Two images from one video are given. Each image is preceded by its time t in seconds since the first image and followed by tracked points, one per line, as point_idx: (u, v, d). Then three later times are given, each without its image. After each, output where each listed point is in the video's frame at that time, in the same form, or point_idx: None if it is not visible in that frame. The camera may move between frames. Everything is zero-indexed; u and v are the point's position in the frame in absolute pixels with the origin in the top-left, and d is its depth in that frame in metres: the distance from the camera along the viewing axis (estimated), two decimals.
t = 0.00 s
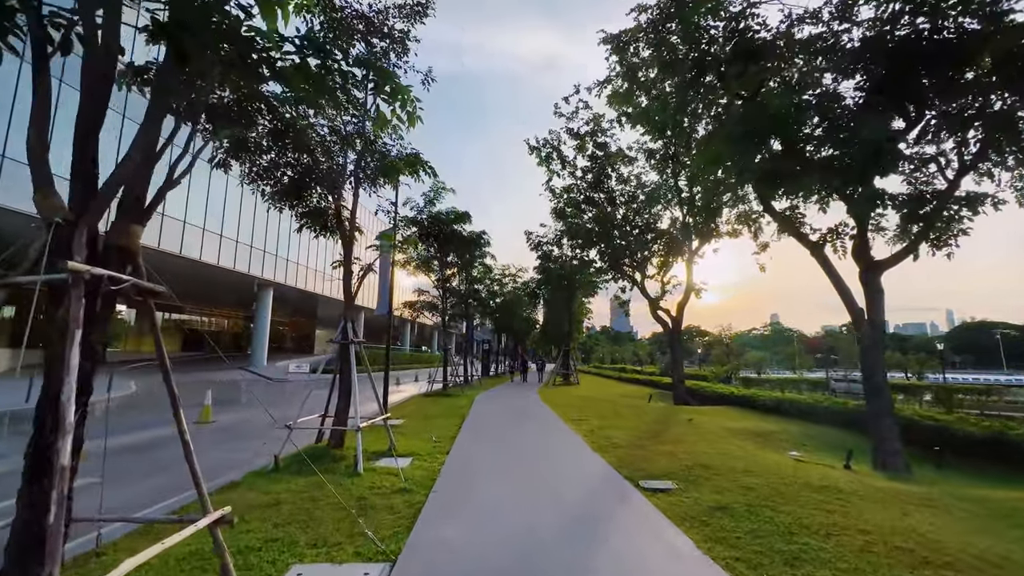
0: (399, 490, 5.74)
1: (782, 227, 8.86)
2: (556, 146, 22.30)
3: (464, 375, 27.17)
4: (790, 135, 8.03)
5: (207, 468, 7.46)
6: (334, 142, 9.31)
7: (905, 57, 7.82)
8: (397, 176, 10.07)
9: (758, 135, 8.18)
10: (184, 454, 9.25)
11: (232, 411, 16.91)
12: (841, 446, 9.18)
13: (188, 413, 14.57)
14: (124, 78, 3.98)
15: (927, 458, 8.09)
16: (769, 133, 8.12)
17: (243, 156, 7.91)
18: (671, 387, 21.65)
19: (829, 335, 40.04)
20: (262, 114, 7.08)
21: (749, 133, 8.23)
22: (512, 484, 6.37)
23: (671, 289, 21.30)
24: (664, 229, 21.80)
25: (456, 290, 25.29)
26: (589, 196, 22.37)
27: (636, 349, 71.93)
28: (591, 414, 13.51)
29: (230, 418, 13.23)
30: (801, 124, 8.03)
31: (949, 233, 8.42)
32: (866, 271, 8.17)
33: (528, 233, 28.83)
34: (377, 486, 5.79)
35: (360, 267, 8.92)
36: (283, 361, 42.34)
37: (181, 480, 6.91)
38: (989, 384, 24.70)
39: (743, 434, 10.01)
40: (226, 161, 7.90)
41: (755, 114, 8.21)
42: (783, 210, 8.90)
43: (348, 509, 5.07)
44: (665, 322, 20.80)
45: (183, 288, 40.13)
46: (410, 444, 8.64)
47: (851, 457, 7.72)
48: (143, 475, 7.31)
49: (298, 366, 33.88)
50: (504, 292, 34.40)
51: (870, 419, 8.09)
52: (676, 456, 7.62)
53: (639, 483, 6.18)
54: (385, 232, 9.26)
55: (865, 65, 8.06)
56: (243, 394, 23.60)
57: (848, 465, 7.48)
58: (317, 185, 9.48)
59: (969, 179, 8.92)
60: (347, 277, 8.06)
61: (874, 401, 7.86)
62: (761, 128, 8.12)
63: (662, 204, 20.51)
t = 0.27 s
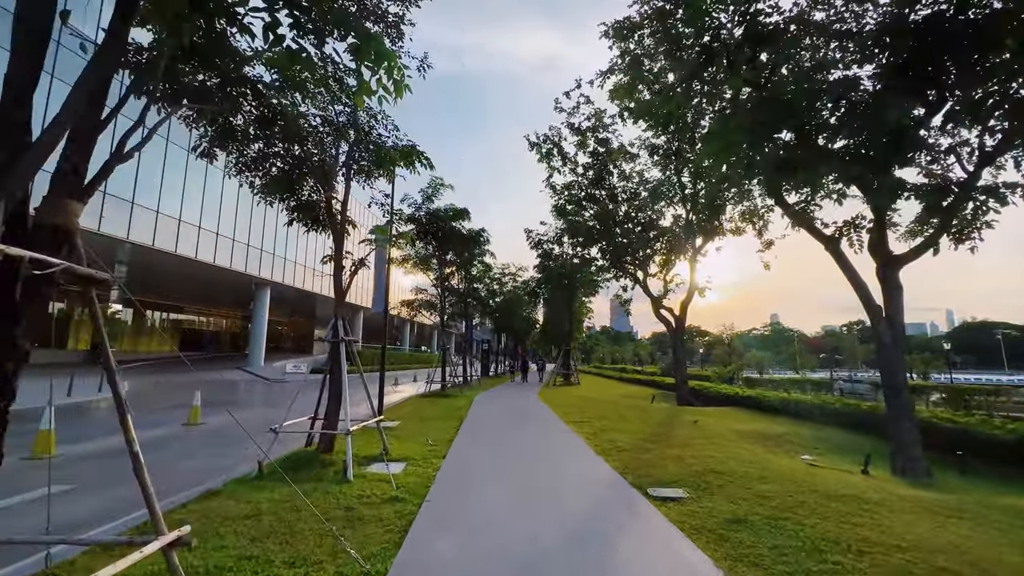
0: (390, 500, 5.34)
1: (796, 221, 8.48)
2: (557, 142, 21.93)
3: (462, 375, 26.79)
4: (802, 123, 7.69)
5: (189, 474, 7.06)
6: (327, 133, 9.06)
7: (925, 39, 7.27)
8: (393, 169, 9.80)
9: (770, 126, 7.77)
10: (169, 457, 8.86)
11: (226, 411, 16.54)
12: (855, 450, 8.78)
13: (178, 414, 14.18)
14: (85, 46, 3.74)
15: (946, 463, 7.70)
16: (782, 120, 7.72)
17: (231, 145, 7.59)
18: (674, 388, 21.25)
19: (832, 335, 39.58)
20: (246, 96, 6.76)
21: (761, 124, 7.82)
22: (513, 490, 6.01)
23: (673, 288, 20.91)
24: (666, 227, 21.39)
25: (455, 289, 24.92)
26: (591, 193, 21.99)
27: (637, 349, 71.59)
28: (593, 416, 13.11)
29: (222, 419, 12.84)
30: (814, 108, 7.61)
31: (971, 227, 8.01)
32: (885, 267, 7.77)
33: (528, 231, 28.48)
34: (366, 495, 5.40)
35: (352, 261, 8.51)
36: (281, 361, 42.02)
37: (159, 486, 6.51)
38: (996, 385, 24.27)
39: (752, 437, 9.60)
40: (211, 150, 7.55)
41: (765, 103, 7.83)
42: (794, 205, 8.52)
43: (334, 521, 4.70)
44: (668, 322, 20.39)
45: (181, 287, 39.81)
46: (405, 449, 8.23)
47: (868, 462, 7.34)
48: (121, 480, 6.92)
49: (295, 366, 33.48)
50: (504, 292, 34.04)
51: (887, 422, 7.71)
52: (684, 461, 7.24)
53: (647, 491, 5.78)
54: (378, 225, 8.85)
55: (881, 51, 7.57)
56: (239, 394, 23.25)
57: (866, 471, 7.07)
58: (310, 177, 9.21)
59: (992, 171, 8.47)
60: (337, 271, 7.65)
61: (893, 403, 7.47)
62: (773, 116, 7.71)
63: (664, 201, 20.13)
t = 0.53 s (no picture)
0: (381, 511, 4.92)
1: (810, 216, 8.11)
2: (558, 138, 21.56)
3: (462, 376, 26.45)
4: (817, 112, 7.12)
5: (172, 480, 6.71)
6: (320, 124, 8.78)
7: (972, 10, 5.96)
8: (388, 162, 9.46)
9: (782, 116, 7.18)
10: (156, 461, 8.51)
11: (220, 411, 16.20)
12: (869, 454, 8.41)
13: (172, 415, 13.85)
14: None
15: (967, 469, 7.33)
16: (796, 109, 7.17)
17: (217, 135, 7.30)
18: (677, 388, 20.85)
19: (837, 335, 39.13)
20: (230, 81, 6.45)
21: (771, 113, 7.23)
22: (516, 502, 5.64)
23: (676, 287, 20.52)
24: (669, 225, 20.99)
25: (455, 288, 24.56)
26: (592, 190, 21.65)
27: (638, 349, 71.27)
28: (595, 417, 12.74)
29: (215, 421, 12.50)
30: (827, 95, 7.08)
31: (998, 222, 7.56)
32: (904, 263, 7.37)
33: (528, 229, 28.15)
34: (354, 507, 5.01)
35: (344, 256, 8.11)
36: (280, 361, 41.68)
37: (137, 494, 6.15)
38: (1003, 385, 23.91)
39: (761, 441, 9.23)
40: (196, 140, 7.21)
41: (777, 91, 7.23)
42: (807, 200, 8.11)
43: (319, 538, 4.29)
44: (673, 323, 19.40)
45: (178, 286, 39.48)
46: (399, 453, 7.84)
47: (890, 469, 6.93)
48: (99, 487, 6.56)
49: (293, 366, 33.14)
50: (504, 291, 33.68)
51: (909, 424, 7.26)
52: (695, 468, 6.79)
53: (657, 501, 5.39)
54: (372, 219, 8.46)
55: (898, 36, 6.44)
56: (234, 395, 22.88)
57: (885, 477, 6.70)
58: (302, 170, 8.87)
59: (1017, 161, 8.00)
60: (327, 267, 7.26)
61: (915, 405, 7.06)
62: (784, 106, 7.13)
63: (668, 197, 19.74)
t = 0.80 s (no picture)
0: (367, 523, 4.52)
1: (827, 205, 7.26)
2: (558, 134, 21.16)
3: (461, 375, 26.10)
4: (836, 94, 5.84)
5: (149, 486, 6.32)
6: (311, 114, 8.56)
7: None
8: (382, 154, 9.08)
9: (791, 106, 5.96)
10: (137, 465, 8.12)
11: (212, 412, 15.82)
12: (885, 457, 8.03)
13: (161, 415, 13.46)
14: None
15: (992, 474, 6.95)
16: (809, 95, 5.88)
17: (203, 123, 7.09)
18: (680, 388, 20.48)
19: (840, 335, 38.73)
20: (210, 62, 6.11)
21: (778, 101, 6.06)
22: (517, 513, 5.23)
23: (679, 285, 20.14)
24: (671, 223, 20.56)
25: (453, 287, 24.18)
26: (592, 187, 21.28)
27: (639, 349, 70.91)
28: (598, 419, 12.36)
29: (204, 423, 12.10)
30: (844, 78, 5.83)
31: None
32: (925, 257, 6.98)
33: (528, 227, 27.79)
34: (338, 518, 4.62)
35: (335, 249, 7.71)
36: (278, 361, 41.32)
37: (110, 501, 5.77)
38: (1009, 386, 23.60)
39: (771, 443, 8.83)
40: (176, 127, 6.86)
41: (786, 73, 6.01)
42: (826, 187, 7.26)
43: (296, 555, 3.89)
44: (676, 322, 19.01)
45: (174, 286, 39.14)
46: (392, 458, 7.45)
47: (911, 475, 6.55)
48: (72, 493, 6.18)
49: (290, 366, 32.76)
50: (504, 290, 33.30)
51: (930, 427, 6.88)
52: (704, 473, 6.41)
53: (666, 510, 5.00)
54: (365, 210, 8.08)
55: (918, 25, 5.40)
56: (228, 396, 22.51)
57: (906, 482, 6.32)
58: (293, 162, 8.54)
59: None
60: (316, 260, 6.88)
61: (938, 407, 6.66)
62: (791, 90, 5.86)
63: (670, 194, 19.36)
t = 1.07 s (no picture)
0: (351, 541, 4.12)
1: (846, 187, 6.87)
2: (559, 130, 20.75)
3: (459, 376, 25.66)
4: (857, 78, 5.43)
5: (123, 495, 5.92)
6: (301, 104, 8.12)
7: None
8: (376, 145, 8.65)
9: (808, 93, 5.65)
10: (116, 472, 7.71)
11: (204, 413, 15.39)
12: (903, 463, 7.62)
13: (149, 418, 13.05)
14: None
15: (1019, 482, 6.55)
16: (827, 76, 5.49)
17: (187, 111, 6.79)
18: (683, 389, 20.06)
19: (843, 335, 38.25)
20: (188, 42, 5.71)
21: (794, 87, 5.64)
22: (521, 529, 4.76)
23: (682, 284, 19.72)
24: (674, 220, 20.09)
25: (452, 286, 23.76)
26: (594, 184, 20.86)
27: (639, 349, 70.42)
28: (600, 421, 11.95)
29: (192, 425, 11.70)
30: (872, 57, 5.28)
31: None
32: (949, 252, 6.57)
33: (528, 225, 27.38)
34: (320, 535, 4.22)
35: (323, 244, 7.27)
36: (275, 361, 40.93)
37: (76, 515, 5.34)
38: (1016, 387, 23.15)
39: (783, 448, 8.42)
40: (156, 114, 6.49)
41: (804, 56, 5.54)
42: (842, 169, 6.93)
43: None
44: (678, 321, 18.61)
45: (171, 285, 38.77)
46: (383, 465, 7.02)
47: (935, 483, 6.15)
48: (39, 505, 5.78)
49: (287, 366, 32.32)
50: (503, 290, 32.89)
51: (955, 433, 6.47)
52: (716, 482, 6.00)
53: (679, 525, 4.60)
54: (356, 203, 7.60)
55: None
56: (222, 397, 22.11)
57: (931, 492, 5.93)
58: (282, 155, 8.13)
59: None
60: (301, 254, 6.45)
61: (965, 412, 6.25)
62: (808, 71, 5.53)
63: (673, 190, 18.93)
